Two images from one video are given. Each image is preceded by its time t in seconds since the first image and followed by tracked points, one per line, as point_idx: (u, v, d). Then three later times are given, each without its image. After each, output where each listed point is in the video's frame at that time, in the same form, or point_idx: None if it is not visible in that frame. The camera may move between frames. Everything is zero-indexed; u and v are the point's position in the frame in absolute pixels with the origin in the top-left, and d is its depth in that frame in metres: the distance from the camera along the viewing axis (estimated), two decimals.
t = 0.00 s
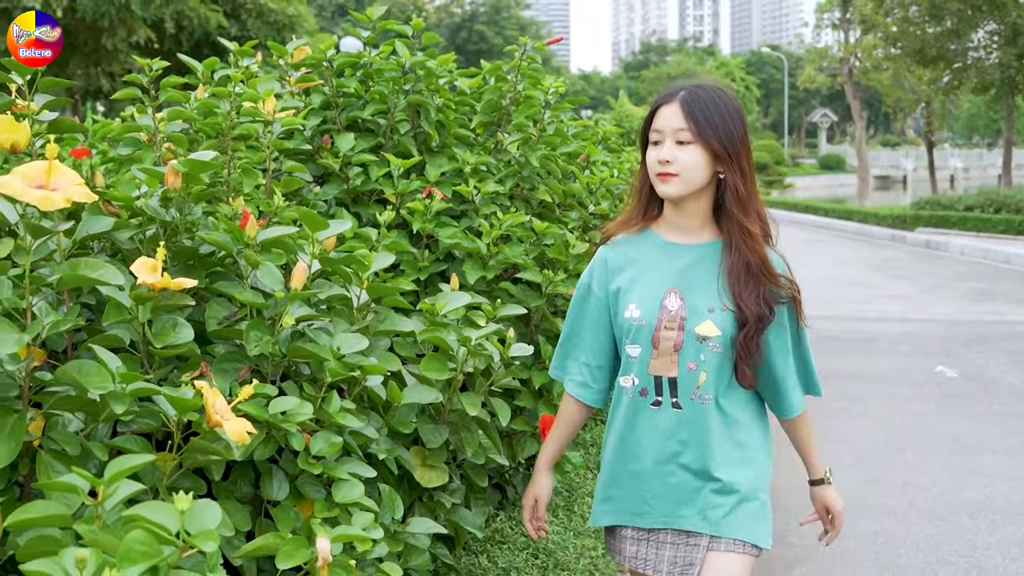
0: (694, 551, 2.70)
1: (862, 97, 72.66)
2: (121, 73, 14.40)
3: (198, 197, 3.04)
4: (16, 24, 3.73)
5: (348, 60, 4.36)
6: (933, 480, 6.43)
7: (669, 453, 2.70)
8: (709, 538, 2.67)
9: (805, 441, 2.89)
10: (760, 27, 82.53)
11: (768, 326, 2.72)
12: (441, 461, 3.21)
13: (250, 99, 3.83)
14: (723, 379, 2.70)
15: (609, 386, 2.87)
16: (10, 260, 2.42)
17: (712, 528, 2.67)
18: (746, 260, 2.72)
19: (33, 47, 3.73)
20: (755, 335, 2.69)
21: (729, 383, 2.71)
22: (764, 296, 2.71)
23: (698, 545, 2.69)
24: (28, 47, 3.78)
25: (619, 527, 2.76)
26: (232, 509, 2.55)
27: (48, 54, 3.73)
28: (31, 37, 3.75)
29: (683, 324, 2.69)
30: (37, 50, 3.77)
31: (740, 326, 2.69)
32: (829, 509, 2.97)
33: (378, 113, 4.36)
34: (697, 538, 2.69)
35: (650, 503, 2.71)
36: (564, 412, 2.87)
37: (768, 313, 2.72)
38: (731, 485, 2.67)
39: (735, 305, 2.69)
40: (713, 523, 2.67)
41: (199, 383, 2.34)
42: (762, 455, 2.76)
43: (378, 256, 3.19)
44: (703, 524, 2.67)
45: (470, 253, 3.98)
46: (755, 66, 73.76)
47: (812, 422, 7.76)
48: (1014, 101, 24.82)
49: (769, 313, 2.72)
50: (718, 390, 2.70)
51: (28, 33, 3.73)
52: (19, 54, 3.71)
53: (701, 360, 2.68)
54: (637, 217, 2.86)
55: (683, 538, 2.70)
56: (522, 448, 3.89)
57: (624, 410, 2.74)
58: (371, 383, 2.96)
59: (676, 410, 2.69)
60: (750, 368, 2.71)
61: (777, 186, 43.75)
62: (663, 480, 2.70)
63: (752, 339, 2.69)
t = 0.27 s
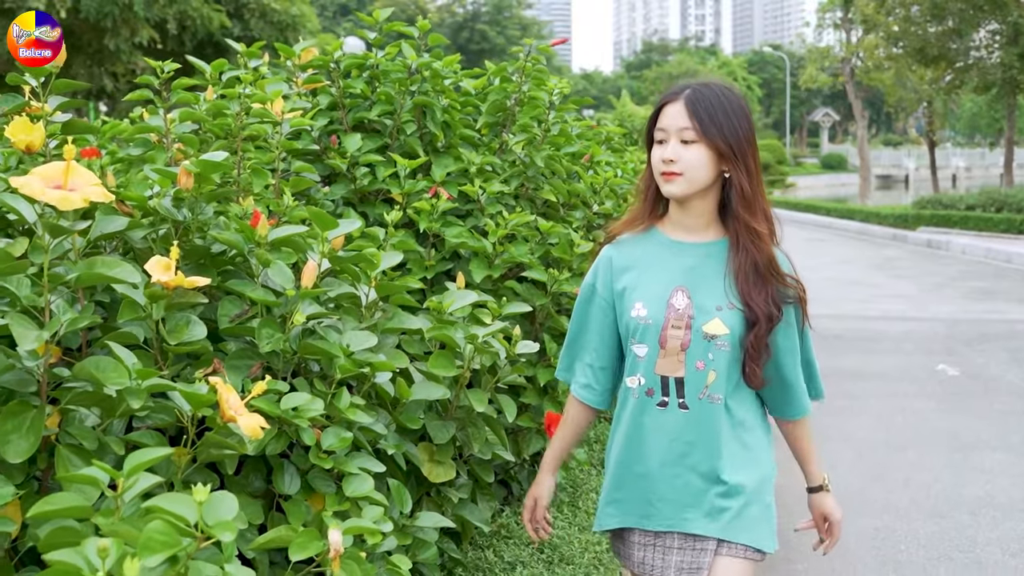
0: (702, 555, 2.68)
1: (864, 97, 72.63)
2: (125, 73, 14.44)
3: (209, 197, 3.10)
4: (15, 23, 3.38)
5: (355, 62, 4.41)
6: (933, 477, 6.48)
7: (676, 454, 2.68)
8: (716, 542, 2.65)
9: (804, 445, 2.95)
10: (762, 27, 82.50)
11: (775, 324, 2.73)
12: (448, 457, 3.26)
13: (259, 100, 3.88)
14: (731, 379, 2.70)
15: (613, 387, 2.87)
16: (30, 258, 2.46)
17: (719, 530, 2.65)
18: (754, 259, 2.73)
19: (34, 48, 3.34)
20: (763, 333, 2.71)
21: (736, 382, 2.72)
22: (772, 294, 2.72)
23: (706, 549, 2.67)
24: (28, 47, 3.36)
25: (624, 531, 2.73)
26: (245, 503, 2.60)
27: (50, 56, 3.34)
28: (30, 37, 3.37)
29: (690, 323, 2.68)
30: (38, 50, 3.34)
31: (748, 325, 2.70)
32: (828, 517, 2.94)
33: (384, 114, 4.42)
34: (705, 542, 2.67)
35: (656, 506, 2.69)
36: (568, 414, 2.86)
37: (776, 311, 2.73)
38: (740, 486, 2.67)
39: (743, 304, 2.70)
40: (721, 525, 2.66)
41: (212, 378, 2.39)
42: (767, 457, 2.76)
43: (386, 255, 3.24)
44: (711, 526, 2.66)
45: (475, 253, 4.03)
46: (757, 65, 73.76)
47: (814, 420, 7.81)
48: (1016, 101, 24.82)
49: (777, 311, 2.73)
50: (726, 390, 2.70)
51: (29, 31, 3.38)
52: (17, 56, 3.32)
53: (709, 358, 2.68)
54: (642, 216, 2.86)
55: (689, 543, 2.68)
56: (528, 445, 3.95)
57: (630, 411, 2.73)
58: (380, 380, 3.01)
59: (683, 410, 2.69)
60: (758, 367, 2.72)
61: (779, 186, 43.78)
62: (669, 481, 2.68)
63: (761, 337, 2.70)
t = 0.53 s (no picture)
0: (711, 553, 2.69)
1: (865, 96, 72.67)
2: (127, 73, 14.48)
3: (220, 196, 3.15)
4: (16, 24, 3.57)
5: (361, 62, 4.46)
6: (934, 474, 6.53)
7: (680, 448, 2.68)
8: (725, 540, 2.66)
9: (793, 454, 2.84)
10: (763, 26, 82.53)
11: (781, 318, 2.69)
12: (455, 451, 3.32)
13: (268, 99, 3.94)
14: (736, 372, 2.66)
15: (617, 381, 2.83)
16: (47, 255, 2.51)
17: (723, 526, 2.66)
18: (759, 254, 2.68)
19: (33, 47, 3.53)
20: (769, 327, 2.67)
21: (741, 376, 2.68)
22: (778, 287, 2.68)
23: (715, 547, 2.68)
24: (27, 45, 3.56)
25: (627, 525, 2.73)
26: (258, 494, 2.66)
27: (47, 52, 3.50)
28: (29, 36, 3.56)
29: (695, 315, 2.66)
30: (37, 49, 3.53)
31: (754, 317, 2.68)
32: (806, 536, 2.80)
33: (391, 113, 4.47)
34: (714, 540, 2.68)
35: (659, 500, 2.68)
36: (580, 413, 2.79)
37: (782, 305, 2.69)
38: (744, 481, 2.66)
39: (748, 297, 2.67)
40: (725, 521, 2.66)
41: (226, 373, 2.43)
42: (771, 451, 2.74)
43: (394, 252, 3.29)
44: (716, 522, 2.66)
45: (481, 251, 4.08)
46: (758, 64, 73.81)
47: (815, 418, 7.86)
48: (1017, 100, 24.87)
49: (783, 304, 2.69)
50: (731, 383, 2.66)
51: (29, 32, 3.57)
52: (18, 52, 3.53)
53: (714, 351, 2.64)
54: (647, 209, 2.81)
55: (697, 540, 2.69)
56: (533, 440, 4.01)
57: (634, 404, 2.71)
58: (388, 375, 3.06)
59: (687, 403, 2.66)
60: (765, 359, 2.68)
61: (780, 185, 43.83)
62: (673, 476, 2.68)
63: (766, 330, 2.67)
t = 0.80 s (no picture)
0: (712, 549, 2.64)
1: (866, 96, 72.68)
2: (130, 72, 14.53)
3: (230, 195, 3.20)
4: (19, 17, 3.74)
5: (367, 63, 4.50)
6: (934, 472, 6.57)
7: (682, 443, 2.63)
8: (727, 535, 2.62)
9: (786, 448, 2.65)
10: (764, 26, 82.54)
11: (785, 314, 2.66)
12: (461, 447, 3.36)
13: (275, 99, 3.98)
14: (739, 369, 2.62)
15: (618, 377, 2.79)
16: (62, 252, 2.56)
17: (724, 522, 2.62)
18: (762, 251, 2.65)
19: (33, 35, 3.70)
20: (772, 324, 2.63)
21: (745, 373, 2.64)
22: (781, 283, 2.64)
23: (716, 543, 2.64)
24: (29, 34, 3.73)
25: (627, 522, 2.67)
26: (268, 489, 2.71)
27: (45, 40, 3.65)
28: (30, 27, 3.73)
29: (699, 310, 2.61)
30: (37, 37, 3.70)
31: (756, 313, 2.63)
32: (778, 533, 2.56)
33: (396, 113, 4.51)
34: (716, 536, 2.63)
35: (660, 496, 2.63)
36: (590, 409, 2.70)
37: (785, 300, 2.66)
38: (746, 478, 2.64)
39: (752, 292, 2.63)
40: (726, 517, 2.62)
41: (237, 368, 2.47)
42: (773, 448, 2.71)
43: (401, 250, 3.33)
44: (718, 518, 2.62)
45: (486, 249, 4.13)
46: (759, 64, 73.82)
47: (816, 416, 7.89)
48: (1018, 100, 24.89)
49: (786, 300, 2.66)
50: (735, 379, 2.63)
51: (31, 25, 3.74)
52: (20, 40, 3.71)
53: (717, 346, 2.60)
54: (652, 206, 2.78)
55: (698, 535, 2.64)
56: (537, 438, 4.05)
57: (636, 401, 2.66)
58: (396, 372, 3.10)
59: (690, 399, 2.62)
60: (768, 355, 2.64)
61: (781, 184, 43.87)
62: (675, 471, 2.63)
63: (769, 325, 2.63)
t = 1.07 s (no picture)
0: (717, 544, 2.65)
1: (867, 96, 72.72)
2: (132, 73, 14.51)
3: (241, 194, 3.24)
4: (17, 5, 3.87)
5: (373, 63, 4.55)
6: (935, 470, 6.61)
7: (688, 438, 2.64)
8: (731, 530, 2.64)
9: (780, 425, 2.57)
10: (765, 26, 82.60)
11: (790, 312, 2.67)
12: (468, 443, 3.41)
13: (283, 99, 4.02)
14: (745, 365, 2.65)
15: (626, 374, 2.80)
16: (78, 250, 2.60)
17: (729, 517, 2.64)
18: (765, 248, 2.67)
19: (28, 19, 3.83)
20: (777, 320, 2.65)
21: (750, 371, 2.66)
22: (785, 280, 2.66)
23: (721, 538, 2.65)
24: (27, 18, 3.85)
25: (631, 516, 2.68)
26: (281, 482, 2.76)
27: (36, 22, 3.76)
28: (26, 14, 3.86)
29: (705, 305, 2.65)
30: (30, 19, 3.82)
31: (761, 311, 2.65)
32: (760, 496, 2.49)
33: (402, 114, 4.56)
34: (720, 530, 2.65)
35: (666, 491, 2.64)
36: (598, 402, 2.69)
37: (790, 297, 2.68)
38: (751, 474, 2.66)
39: (757, 289, 2.65)
40: (732, 511, 2.64)
41: (251, 363, 2.51)
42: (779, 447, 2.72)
43: (409, 248, 3.37)
44: (724, 513, 2.64)
45: (492, 248, 4.18)
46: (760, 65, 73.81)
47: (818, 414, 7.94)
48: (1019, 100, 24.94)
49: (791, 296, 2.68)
50: (741, 375, 2.65)
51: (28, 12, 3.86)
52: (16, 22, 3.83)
53: (723, 342, 2.63)
54: (658, 203, 2.81)
55: (704, 530, 2.65)
56: (542, 434, 4.11)
57: (642, 396, 2.68)
58: (404, 368, 3.15)
59: (696, 394, 2.64)
60: (775, 352, 2.65)
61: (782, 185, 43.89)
62: (681, 466, 2.64)
63: (773, 324, 2.63)
